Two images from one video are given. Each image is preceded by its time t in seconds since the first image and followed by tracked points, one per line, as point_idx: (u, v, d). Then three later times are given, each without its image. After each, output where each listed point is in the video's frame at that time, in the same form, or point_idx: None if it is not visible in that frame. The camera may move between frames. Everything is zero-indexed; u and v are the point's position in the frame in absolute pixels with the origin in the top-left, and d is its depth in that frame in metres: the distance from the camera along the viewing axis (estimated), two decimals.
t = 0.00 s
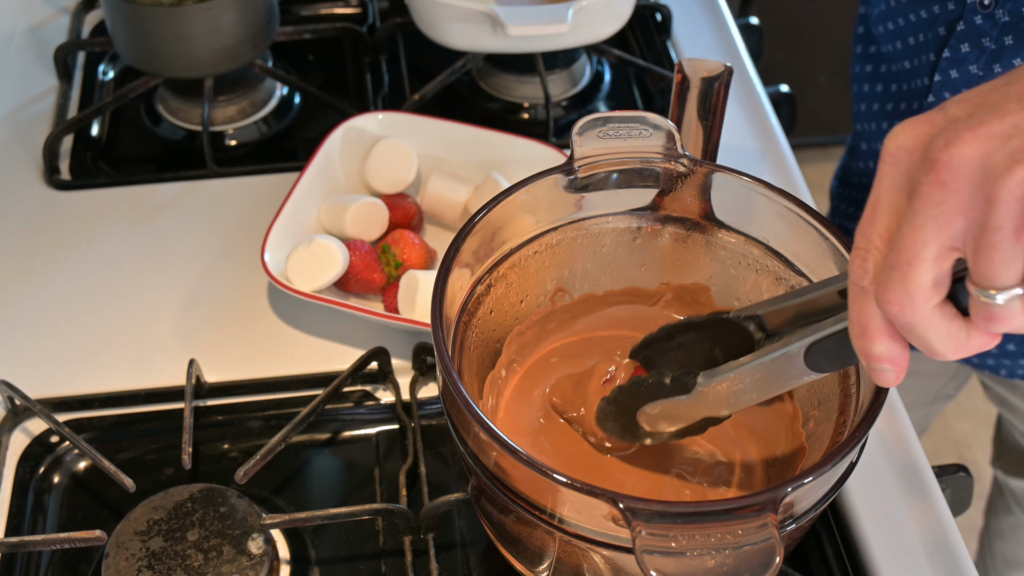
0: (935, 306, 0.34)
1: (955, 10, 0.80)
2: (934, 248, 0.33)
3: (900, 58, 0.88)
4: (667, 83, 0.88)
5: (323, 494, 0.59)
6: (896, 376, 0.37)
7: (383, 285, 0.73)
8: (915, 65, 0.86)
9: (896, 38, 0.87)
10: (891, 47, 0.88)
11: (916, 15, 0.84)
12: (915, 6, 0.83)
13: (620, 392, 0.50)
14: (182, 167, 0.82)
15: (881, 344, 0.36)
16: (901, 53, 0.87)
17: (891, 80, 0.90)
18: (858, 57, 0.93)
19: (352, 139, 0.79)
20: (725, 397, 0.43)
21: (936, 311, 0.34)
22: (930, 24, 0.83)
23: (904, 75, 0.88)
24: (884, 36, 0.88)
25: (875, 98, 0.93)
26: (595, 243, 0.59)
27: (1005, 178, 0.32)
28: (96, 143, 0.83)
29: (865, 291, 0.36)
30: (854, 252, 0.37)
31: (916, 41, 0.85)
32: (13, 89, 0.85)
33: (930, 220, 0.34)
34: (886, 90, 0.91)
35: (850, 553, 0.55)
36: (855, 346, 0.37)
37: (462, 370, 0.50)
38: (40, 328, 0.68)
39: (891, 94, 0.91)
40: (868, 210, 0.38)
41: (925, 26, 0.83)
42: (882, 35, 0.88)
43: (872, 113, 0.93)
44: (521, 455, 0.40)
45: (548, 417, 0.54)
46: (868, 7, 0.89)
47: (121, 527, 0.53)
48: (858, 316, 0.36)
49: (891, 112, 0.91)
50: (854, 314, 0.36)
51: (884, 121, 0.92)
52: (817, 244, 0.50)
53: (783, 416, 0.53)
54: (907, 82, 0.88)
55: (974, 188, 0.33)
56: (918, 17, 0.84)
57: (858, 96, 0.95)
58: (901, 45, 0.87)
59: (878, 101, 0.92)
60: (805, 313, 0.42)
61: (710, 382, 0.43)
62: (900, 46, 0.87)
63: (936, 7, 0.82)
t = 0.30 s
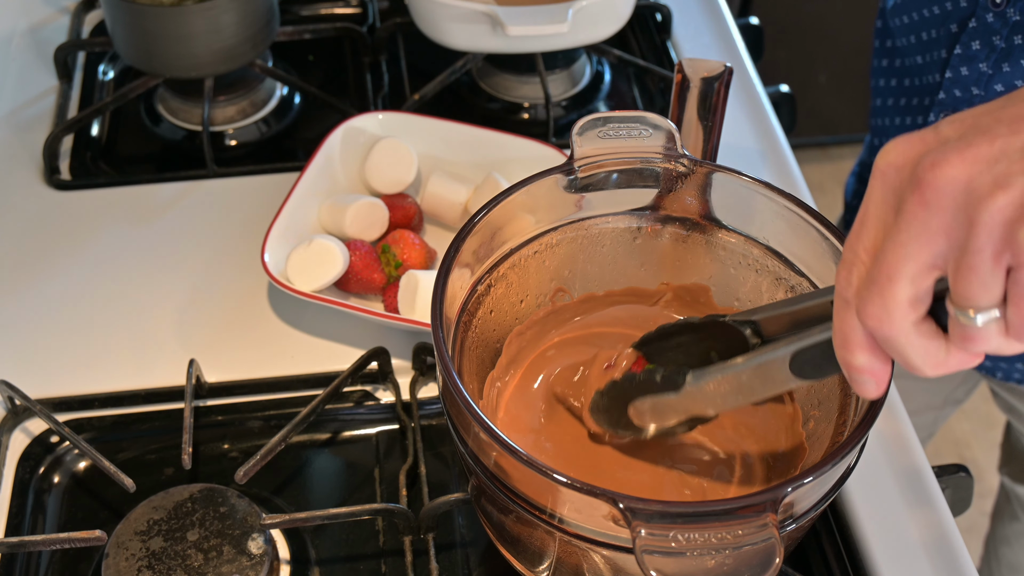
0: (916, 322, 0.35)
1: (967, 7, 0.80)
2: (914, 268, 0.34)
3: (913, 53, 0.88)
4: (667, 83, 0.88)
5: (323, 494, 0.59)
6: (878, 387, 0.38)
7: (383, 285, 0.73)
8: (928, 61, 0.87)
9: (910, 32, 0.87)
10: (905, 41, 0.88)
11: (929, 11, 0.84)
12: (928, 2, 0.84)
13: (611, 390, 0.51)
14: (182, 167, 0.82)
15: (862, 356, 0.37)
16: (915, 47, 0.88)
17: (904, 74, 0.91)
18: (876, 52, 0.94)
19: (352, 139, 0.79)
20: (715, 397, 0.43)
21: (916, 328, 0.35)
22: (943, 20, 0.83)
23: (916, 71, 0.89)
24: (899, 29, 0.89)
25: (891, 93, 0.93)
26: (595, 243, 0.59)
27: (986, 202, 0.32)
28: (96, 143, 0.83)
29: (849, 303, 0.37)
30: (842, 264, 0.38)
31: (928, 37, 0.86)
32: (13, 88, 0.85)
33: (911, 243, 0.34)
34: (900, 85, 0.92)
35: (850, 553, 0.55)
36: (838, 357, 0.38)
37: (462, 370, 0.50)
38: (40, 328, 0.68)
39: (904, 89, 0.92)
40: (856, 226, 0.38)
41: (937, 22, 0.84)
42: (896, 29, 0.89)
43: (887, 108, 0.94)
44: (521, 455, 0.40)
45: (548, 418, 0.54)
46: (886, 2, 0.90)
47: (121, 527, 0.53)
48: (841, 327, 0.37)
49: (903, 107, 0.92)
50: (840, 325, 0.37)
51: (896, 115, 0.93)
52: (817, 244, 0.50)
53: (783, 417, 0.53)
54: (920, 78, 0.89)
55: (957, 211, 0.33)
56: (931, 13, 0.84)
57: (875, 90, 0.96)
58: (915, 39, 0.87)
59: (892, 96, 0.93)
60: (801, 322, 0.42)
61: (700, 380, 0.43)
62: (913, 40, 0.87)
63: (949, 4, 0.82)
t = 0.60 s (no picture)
0: (914, 312, 0.36)
1: (967, 9, 0.80)
2: (915, 255, 0.35)
3: (913, 54, 0.88)
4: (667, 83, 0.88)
5: (323, 494, 0.59)
6: (878, 387, 0.38)
7: (383, 285, 0.73)
8: (928, 63, 0.87)
9: (911, 33, 0.87)
10: (904, 42, 0.89)
11: (929, 12, 0.84)
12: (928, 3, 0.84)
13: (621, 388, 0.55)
14: (183, 167, 0.82)
15: (862, 352, 0.38)
16: (915, 48, 0.88)
17: (903, 75, 0.91)
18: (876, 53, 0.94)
19: (352, 139, 0.79)
20: (715, 398, 0.47)
21: (915, 319, 0.36)
22: (943, 22, 0.83)
23: (915, 72, 0.89)
24: (898, 30, 0.89)
25: (891, 95, 0.93)
26: (596, 243, 0.59)
27: (988, 188, 0.33)
28: (96, 143, 0.83)
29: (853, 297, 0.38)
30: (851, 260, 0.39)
31: (928, 38, 0.86)
32: (13, 88, 0.85)
33: (913, 229, 0.35)
34: (900, 87, 0.92)
35: (850, 553, 0.55)
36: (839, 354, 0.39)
37: (462, 370, 0.50)
38: (40, 328, 0.68)
39: (903, 91, 0.92)
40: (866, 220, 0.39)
41: (938, 23, 0.84)
42: (895, 31, 0.89)
43: (888, 109, 0.94)
44: (521, 455, 0.40)
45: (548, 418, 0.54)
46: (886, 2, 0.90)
47: (121, 527, 0.53)
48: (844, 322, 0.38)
49: (904, 108, 0.93)
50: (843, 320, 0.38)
51: (896, 117, 0.93)
52: (817, 244, 0.50)
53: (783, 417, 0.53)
54: (920, 79, 0.89)
55: (960, 195, 0.34)
56: (931, 14, 0.84)
57: (876, 92, 0.96)
58: (916, 40, 0.87)
59: (892, 97, 0.94)
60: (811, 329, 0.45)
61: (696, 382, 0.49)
62: (914, 41, 0.87)
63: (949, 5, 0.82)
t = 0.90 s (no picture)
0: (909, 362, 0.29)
1: (965, 4, 0.80)
2: (906, 308, 0.28)
3: (909, 51, 0.88)
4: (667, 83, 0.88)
5: (323, 494, 0.59)
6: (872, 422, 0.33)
7: (383, 285, 0.73)
8: (923, 59, 0.87)
9: (908, 29, 0.87)
10: (901, 38, 0.89)
11: (926, 8, 0.84)
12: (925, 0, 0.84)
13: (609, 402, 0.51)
14: (183, 167, 0.82)
15: (854, 392, 0.32)
16: (912, 44, 0.88)
17: (900, 72, 0.91)
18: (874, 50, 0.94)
19: (352, 139, 0.79)
20: (708, 419, 0.43)
21: (912, 368, 0.29)
22: (940, 17, 0.83)
23: (912, 68, 0.89)
24: (894, 27, 0.89)
25: (887, 91, 0.93)
26: (596, 243, 0.59)
27: (974, 246, 0.26)
28: (96, 143, 0.83)
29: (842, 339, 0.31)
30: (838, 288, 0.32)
31: (926, 34, 0.86)
32: (13, 88, 0.85)
33: (900, 279, 0.28)
34: (897, 83, 0.92)
35: (850, 553, 0.55)
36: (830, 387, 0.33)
37: (462, 370, 0.50)
38: (40, 328, 0.68)
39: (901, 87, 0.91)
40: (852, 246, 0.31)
41: (934, 20, 0.84)
42: (891, 28, 0.89)
43: (884, 106, 0.94)
44: (521, 455, 0.40)
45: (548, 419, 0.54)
46: None
47: (121, 527, 0.53)
48: (833, 360, 0.32)
49: (900, 105, 0.92)
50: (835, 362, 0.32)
51: (892, 114, 0.93)
52: (817, 244, 0.50)
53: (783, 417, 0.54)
54: (915, 76, 0.89)
55: (950, 250, 0.27)
56: (928, 10, 0.84)
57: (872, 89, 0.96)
58: (912, 36, 0.87)
59: (888, 94, 0.93)
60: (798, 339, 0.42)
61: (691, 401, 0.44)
62: (910, 37, 0.87)
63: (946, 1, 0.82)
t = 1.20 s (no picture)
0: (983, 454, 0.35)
1: (964, 2, 0.80)
2: (1011, 443, 0.33)
3: (908, 48, 0.88)
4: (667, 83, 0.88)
5: (323, 494, 0.59)
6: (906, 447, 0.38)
7: (383, 285, 0.73)
8: (924, 56, 0.87)
9: (908, 27, 0.87)
10: (902, 36, 0.88)
11: (926, 6, 0.84)
12: None
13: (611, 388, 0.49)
14: (183, 167, 0.82)
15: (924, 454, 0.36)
16: (911, 42, 0.88)
17: (901, 69, 0.91)
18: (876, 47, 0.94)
19: (352, 139, 0.79)
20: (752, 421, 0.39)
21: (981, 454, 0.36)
22: (940, 16, 0.83)
23: (912, 66, 0.89)
24: (894, 24, 0.89)
25: (886, 89, 0.94)
26: (596, 243, 0.59)
27: None
28: (96, 143, 0.83)
29: (926, 435, 0.34)
30: (916, 388, 0.34)
31: (925, 32, 0.85)
32: (13, 88, 0.85)
33: None
34: (897, 81, 0.92)
35: (850, 553, 0.55)
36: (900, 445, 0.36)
37: (462, 370, 0.50)
38: (40, 328, 0.68)
39: (901, 85, 0.91)
40: (939, 358, 0.33)
41: (934, 17, 0.84)
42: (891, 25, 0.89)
43: (884, 103, 0.94)
44: (521, 455, 0.40)
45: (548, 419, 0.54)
46: None
47: (121, 527, 0.53)
48: (910, 442, 0.35)
49: (900, 103, 0.92)
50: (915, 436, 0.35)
51: (891, 111, 0.93)
52: (817, 244, 0.50)
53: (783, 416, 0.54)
54: (914, 74, 0.89)
55: None
56: (928, 9, 0.84)
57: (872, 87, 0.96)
58: (912, 34, 0.87)
59: (888, 91, 0.93)
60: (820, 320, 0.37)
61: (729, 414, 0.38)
62: (910, 35, 0.87)
63: None
